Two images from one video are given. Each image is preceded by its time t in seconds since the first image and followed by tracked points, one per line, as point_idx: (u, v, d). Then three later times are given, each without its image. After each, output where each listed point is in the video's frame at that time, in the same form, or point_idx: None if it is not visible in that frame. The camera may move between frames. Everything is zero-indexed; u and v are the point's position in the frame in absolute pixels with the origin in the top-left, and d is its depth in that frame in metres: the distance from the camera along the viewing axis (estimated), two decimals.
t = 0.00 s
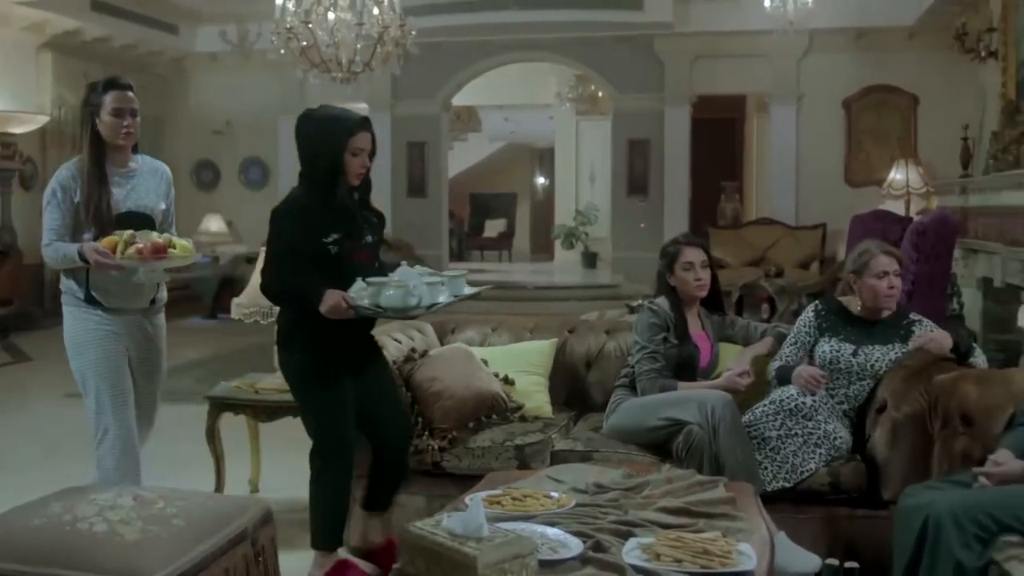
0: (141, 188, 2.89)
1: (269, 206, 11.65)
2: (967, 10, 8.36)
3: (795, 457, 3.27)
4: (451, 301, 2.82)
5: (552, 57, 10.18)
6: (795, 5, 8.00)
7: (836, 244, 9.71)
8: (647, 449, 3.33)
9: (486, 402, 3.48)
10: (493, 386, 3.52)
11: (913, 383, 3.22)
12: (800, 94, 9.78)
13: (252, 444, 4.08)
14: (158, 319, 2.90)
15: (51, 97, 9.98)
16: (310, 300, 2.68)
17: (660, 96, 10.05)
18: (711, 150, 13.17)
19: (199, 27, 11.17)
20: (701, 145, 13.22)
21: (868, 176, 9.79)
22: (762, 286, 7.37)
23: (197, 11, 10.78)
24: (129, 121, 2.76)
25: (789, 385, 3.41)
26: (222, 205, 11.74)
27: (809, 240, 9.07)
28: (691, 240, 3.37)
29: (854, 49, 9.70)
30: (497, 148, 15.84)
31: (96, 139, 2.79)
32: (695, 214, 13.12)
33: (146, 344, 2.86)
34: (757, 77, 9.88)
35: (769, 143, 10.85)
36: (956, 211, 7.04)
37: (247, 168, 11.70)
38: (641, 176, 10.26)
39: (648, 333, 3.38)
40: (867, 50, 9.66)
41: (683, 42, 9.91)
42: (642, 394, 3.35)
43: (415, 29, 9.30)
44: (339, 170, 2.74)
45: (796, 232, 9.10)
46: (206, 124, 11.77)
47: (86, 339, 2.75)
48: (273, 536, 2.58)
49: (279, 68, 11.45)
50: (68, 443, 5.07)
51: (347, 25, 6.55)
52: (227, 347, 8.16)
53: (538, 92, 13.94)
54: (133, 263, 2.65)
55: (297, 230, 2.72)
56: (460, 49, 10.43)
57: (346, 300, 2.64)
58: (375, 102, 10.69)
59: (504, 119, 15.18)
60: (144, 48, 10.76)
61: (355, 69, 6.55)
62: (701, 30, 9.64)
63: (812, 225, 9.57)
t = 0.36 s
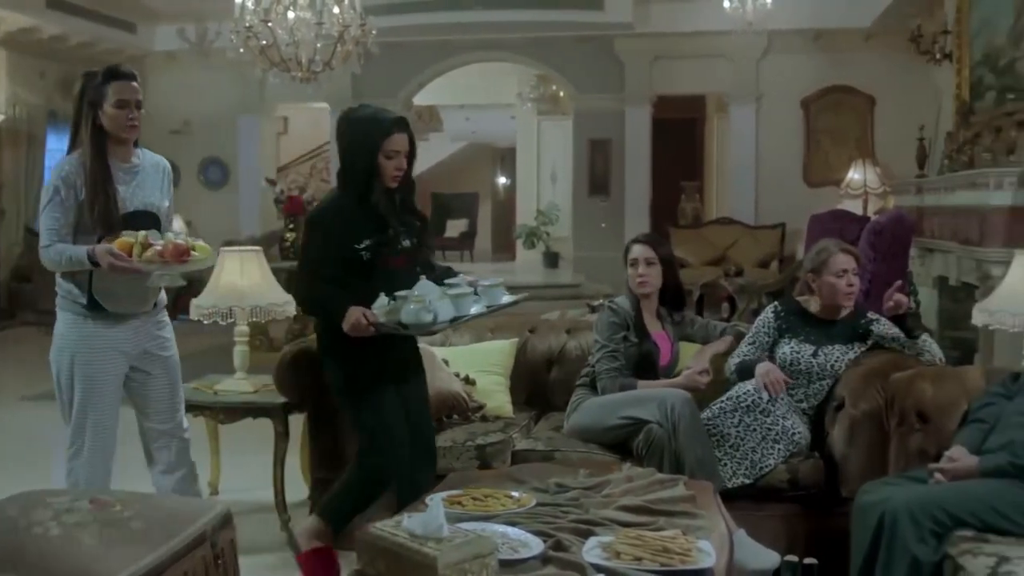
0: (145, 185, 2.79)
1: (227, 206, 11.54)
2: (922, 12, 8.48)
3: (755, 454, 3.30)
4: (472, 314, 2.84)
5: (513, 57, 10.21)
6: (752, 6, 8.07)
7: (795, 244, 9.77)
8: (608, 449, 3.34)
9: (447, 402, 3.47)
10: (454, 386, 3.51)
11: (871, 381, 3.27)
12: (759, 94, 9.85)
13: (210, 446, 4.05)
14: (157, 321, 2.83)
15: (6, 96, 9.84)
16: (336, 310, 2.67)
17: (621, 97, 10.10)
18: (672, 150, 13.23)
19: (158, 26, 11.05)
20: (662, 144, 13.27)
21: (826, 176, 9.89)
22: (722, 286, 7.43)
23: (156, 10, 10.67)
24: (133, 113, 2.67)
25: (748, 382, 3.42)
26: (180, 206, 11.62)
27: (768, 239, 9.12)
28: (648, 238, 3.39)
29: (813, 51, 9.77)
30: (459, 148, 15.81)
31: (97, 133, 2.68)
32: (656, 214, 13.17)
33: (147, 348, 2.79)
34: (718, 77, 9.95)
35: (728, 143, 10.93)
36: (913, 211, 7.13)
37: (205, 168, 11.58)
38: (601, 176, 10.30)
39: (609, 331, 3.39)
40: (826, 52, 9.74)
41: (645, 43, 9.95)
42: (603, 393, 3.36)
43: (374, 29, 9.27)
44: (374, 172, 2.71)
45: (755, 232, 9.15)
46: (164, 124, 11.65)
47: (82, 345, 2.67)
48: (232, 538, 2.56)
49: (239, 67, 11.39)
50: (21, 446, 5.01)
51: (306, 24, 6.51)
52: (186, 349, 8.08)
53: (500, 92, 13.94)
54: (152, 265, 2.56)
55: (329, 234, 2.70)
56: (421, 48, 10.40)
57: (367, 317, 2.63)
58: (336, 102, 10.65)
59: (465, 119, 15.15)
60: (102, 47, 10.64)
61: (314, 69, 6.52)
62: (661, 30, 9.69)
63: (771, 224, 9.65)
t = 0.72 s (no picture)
0: (182, 183, 2.72)
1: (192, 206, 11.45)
2: (885, 15, 8.58)
3: (720, 454, 3.34)
4: (480, 340, 2.87)
5: (480, 57, 10.24)
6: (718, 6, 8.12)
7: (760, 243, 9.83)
8: (574, 448, 3.35)
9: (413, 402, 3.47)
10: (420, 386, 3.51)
11: (834, 380, 3.29)
12: (725, 94, 9.90)
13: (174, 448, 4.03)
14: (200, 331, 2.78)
15: None
16: (341, 328, 2.80)
17: (588, 97, 10.14)
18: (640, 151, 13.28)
19: (122, 25, 10.94)
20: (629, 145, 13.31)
21: (791, 176, 9.95)
22: (688, 286, 7.47)
23: (120, 7, 10.57)
24: (167, 108, 2.62)
25: (713, 382, 3.44)
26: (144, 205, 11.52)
27: (735, 239, 9.17)
28: (615, 238, 3.40)
29: (778, 51, 9.83)
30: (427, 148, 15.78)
31: (131, 129, 2.64)
32: (624, 214, 13.21)
33: (188, 355, 2.72)
34: (684, 78, 10.00)
35: (694, 143, 10.98)
36: (877, 210, 7.20)
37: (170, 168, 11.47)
38: (568, 176, 10.33)
39: (575, 331, 3.41)
40: (792, 53, 9.80)
41: (611, 43, 9.99)
42: (570, 393, 3.37)
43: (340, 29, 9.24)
44: (394, 176, 2.81)
45: (721, 231, 9.21)
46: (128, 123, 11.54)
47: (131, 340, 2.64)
48: (197, 541, 2.54)
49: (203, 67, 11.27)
50: None
51: (271, 23, 6.48)
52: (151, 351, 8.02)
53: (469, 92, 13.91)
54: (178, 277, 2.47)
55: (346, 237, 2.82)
56: (388, 49, 10.41)
57: (367, 340, 2.72)
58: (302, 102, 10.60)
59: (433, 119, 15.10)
60: (66, 45, 10.53)
61: (280, 68, 6.49)
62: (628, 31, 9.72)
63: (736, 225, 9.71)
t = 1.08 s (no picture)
0: (207, 184, 2.68)
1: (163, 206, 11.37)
2: (856, 16, 8.64)
3: (694, 453, 3.34)
4: (480, 375, 2.88)
5: (454, 56, 10.24)
6: (690, 7, 8.15)
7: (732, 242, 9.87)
8: (547, 447, 3.35)
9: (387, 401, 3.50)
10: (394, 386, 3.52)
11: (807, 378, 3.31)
12: (698, 94, 9.93)
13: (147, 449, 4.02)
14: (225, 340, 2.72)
15: None
16: (346, 354, 2.81)
17: (561, 97, 10.16)
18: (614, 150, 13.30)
19: (92, 22, 10.80)
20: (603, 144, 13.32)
21: (763, 176, 9.99)
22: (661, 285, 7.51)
23: (90, 5, 10.48)
24: (191, 107, 2.57)
25: (686, 381, 3.45)
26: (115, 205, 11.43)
27: (708, 239, 9.22)
28: (590, 238, 3.41)
29: (750, 51, 9.87)
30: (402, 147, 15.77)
31: (153, 128, 2.59)
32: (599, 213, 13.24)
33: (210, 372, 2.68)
34: (657, 77, 10.03)
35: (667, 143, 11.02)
36: (848, 210, 7.26)
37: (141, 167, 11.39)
38: (541, 175, 10.37)
39: (549, 331, 3.42)
40: (764, 53, 9.85)
41: (584, 44, 10.02)
42: (543, 392, 3.38)
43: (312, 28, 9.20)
44: (407, 198, 2.78)
45: (695, 231, 9.25)
46: (99, 122, 11.44)
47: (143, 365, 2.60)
48: (169, 543, 2.52)
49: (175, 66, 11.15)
50: None
51: (244, 22, 6.45)
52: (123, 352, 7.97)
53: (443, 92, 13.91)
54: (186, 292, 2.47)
55: (355, 255, 2.81)
56: (361, 48, 10.38)
57: (362, 372, 2.73)
58: (275, 102, 10.55)
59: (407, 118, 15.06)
60: (35, 43, 10.43)
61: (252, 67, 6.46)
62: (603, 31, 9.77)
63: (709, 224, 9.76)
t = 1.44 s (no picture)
0: (222, 184, 2.50)
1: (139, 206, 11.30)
2: (831, 17, 8.69)
3: (670, 453, 3.37)
4: (476, 432, 2.79)
5: (431, 56, 10.24)
6: (665, 7, 8.17)
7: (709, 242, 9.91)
8: (524, 447, 3.38)
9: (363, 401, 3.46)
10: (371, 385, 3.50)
11: (782, 376, 3.32)
12: (674, 94, 9.96)
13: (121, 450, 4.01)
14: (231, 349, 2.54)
15: None
16: (348, 399, 2.85)
17: (538, 97, 10.17)
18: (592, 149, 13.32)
19: (65, 21, 10.60)
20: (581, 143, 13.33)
21: (739, 175, 10.03)
22: (639, 285, 7.55)
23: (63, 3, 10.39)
24: (209, 101, 2.40)
25: (661, 381, 3.48)
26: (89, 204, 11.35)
27: (685, 238, 9.25)
28: (570, 239, 3.43)
29: (726, 52, 9.90)
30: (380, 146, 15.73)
31: (168, 120, 2.43)
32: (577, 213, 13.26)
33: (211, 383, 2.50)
34: (633, 77, 10.04)
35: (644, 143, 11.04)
36: (823, 210, 7.31)
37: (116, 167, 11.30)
38: (519, 175, 10.39)
39: (525, 331, 3.43)
40: (740, 53, 9.89)
41: (560, 44, 10.03)
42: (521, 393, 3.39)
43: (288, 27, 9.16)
44: (416, 248, 2.80)
45: (672, 231, 9.28)
46: (73, 121, 11.35)
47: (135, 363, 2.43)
48: (145, 546, 2.51)
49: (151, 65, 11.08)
50: None
51: (219, 21, 6.43)
52: (98, 353, 7.94)
53: (421, 91, 13.88)
54: (193, 316, 2.31)
55: (359, 294, 2.86)
56: (338, 47, 10.36)
57: (360, 420, 2.76)
58: (252, 102, 10.51)
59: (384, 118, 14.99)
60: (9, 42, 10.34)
61: (228, 67, 6.44)
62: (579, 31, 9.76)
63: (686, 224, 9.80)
